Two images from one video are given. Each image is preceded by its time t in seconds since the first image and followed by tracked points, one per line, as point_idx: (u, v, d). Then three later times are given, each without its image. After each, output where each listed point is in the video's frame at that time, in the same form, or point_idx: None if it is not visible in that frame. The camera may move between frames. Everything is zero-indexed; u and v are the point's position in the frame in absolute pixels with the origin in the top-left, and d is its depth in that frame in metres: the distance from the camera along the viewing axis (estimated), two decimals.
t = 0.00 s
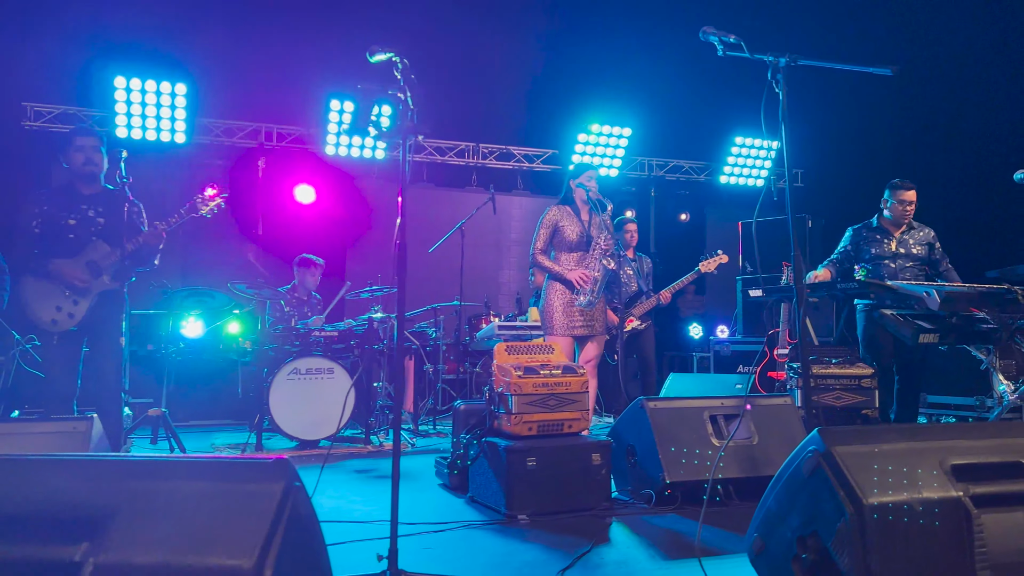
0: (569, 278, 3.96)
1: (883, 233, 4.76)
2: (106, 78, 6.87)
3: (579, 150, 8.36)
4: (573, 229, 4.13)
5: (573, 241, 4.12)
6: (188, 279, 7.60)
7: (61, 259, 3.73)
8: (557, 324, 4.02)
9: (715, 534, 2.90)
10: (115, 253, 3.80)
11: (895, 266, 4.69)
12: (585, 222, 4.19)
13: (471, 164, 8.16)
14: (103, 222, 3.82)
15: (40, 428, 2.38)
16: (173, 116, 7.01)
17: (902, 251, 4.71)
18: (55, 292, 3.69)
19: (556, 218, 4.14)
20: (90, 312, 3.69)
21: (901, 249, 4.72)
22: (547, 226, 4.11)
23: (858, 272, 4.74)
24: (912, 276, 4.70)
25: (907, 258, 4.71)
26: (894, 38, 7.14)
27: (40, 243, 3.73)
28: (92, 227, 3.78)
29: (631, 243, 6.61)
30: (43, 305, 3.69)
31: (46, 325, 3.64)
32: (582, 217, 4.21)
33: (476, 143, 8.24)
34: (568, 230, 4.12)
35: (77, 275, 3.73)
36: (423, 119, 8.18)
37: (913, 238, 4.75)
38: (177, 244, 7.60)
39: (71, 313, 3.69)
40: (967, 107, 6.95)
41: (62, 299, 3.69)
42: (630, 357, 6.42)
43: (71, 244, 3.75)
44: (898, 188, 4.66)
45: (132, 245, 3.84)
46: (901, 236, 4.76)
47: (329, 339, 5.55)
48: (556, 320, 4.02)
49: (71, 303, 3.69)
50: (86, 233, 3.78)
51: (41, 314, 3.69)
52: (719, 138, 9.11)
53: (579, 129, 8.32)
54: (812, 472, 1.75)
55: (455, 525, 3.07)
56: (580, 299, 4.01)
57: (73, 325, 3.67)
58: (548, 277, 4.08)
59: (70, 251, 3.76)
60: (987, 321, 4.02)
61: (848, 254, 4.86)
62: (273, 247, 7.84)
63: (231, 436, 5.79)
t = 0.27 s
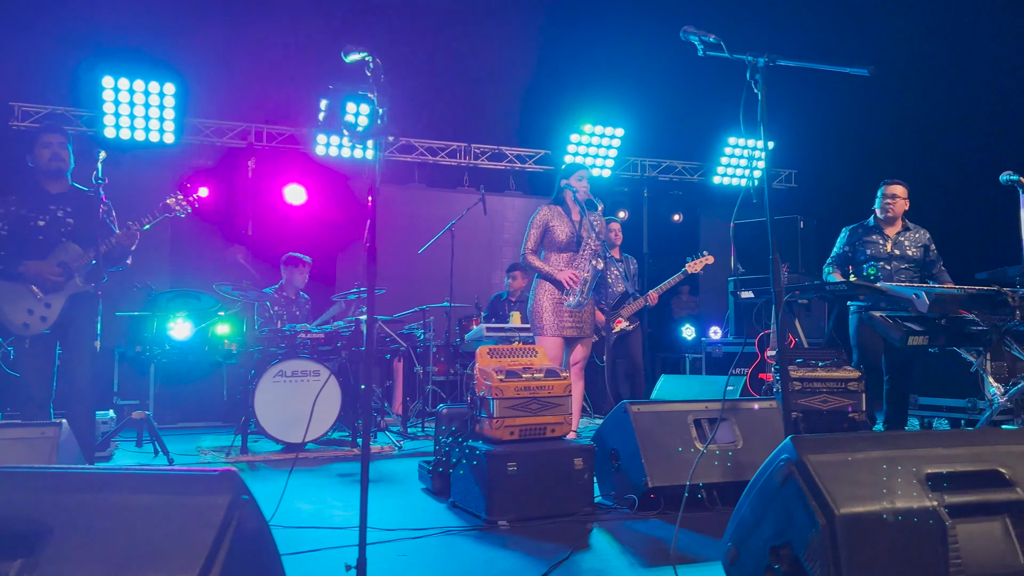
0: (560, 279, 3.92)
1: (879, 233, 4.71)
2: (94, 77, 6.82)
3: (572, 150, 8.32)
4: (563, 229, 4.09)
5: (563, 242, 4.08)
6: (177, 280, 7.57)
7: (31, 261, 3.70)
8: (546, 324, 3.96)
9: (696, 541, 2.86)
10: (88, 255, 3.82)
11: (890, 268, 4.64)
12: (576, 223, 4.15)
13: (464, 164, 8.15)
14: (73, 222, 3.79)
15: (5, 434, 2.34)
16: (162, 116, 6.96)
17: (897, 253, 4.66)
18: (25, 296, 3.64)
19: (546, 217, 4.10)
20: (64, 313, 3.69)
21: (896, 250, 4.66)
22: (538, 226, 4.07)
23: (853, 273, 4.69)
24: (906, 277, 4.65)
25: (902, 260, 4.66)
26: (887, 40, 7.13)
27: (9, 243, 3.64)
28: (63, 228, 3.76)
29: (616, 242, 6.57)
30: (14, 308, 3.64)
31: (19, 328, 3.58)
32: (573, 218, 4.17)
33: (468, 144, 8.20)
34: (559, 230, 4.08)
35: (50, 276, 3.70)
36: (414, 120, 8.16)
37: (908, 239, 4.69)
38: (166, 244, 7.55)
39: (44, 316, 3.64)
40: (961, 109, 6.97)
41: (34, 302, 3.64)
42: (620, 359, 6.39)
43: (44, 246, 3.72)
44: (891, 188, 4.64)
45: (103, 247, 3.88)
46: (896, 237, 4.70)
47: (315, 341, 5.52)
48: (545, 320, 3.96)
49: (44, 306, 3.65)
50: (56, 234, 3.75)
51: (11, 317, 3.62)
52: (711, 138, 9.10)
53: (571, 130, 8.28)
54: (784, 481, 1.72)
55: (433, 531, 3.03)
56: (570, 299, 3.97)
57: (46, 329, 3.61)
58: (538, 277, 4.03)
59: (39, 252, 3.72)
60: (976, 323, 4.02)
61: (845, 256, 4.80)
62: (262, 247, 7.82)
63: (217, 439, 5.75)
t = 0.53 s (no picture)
0: (551, 281, 3.88)
1: (875, 232, 4.67)
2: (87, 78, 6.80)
3: (568, 150, 8.30)
4: (553, 230, 4.06)
5: (554, 243, 4.04)
6: (171, 281, 7.57)
7: (15, 261, 3.61)
8: (537, 325, 3.93)
9: (683, 544, 2.84)
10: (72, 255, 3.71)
11: (887, 266, 4.60)
12: (565, 224, 4.13)
13: (459, 164, 8.11)
14: (56, 223, 3.76)
15: None
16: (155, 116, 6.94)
17: (893, 251, 4.63)
18: (9, 297, 3.56)
19: (536, 219, 4.07)
20: (49, 314, 3.62)
21: (893, 249, 4.63)
22: (527, 228, 4.04)
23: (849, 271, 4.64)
24: (904, 276, 4.61)
25: (899, 259, 4.63)
26: (884, 41, 7.12)
27: None
28: (45, 228, 3.72)
29: (607, 244, 6.57)
30: None
31: (4, 331, 3.53)
32: (562, 218, 4.15)
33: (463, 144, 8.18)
34: (549, 232, 4.06)
35: (35, 277, 3.60)
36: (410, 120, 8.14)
37: (904, 239, 4.66)
38: (160, 244, 7.55)
39: (29, 318, 3.58)
40: (958, 110, 6.96)
41: (19, 303, 3.57)
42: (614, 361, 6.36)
43: (27, 246, 3.65)
44: (885, 188, 4.63)
45: (87, 247, 3.78)
46: (892, 237, 4.67)
47: (306, 342, 5.50)
48: (536, 322, 3.93)
49: (28, 308, 3.58)
50: (39, 234, 3.71)
51: None
52: (708, 138, 9.09)
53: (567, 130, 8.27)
54: (764, 485, 1.69)
55: (419, 535, 3.01)
56: (563, 301, 3.92)
57: (32, 330, 3.57)
58: (528, 279, 4.00)
59: (22, 254, 3.64)
60: (971, 324, 4.00)
61: (844, 256, 4.71)
62: (256, 248, 7.81)
63: (209, 440, 5.73)
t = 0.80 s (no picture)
0: (544, 280, 3.84)
1: (879, 233, 4.63)
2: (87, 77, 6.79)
3: (568, 150, 8.28)
4: (543, 230, 4.04)
5: (544, 243, 4.03)
6: (171, 281, 7.56)
7: (14, 262, 3.55)
8: (531, 327, 3.92)
9: (681, 545, 2.81)
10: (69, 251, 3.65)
11: (891, 266, 4.57)
12: (554, 223, 4.11)
13: (459, 165, 8.07)
14: (55, 224, 3.73)
15: None
16: (154, 116, 6.92)
17: (898, 251, 4.59)
18: (9, 298, 3.51)
19: (526, 221, 4.05)
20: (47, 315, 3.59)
21: (897, 248, 4.59)
22: (517, 230, 4.01)
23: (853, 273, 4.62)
24: (909, 276, 4.59)
25: (903, 258, 4.59)
26: (884, 39, 7.09)
27: None
28: (45, 229, 3.68)
29: (606, 243, 6.53)
30: None
31: (3, 331, 3.48)
32: (551, 218, 4.14)
33: (463, 144, 8.16)
34: (539, 232, 4.04)
35: (33, 276, 3.55)
36: (410, 120, 8.13)
37: (907, 239, 4.63)
38: (160, 244, 7.54)
39: (28, 318, 3.55)
40: (957, 108, 6.91)
41: (18, 303, 3.53)
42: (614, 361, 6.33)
43: (26, 247, 3.60)
44: (896, 188, 4.51)
45: (87, 248, 3.74)
46: (896, 237, 4.63)
47: (304, 342, 5.50)
48: (530, 324, 3.91)
49: (27, 307, 3.55)
50: (39, 235, 3.66)
51: None
52: (709, 138, 9.05)
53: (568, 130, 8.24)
54: (759, 486, 1.67)
55: (415, 536, 2.99)
56: (557, 300, 3.91)
57: (30, 330, 3.54)
58: (520, 280, 3.98)
59: (20, 255, 3.59)
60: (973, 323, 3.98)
61: (846, 257, 4.69)
62: (256, 248, 7.80)
63: (207, 441, 5.72)
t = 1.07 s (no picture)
0: (535, 282, 3.85)
1: (886, 231, 4.59)
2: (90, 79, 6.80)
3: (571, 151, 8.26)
4: (533, 232, 4.03)
5: (535, 245, 4.02)
6: (174, 282, 7.57)
7: (30, 265, 3.65)
8: (522, 327, 3.94)
9: (682, 548, 2.79)
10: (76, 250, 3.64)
11: (898, 265, 4.54)
12: (545, 225, 4.10)
13: (462, 165, 8.07)
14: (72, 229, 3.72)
15: None
16: (158, 118, 6.93)
17: (904, 251, 4.57)
18: (23, 298, 3.63)
19: (514, 224, 4.05)
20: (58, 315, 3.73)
21: (903, 248, 4.58)
22: (506, 233, 4.02)
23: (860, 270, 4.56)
24: (914, 275, 4.56)
25: (908, 258, 4.57)
26: (888, 40, 7.07)
27: (6, 247, 3.59)
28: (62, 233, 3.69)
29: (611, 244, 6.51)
30: (7, 311, 3.61)
31: (14, 330, 3.59)
32: (541, 219, 4.12)
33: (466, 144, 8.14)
34: (529, 234, 4.03)
35: (47, 278, 3.70)
36: (412, 121, 8.13)
37: (912, 239, 4.62)
38: (163, 245, 7.55)
39: (38, 317, 3.66)
40: (961, 108, 6.88)
41: (30, 302, 3.66)
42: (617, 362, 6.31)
43: (42, 250, 3.69)
44: (907, 189, 4.49)
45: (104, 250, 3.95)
46: (902, 236, 4.61)
47: (307, 343, 5.54)
48: (521, 324, 3.93)
49: (39, 307, 3.67)
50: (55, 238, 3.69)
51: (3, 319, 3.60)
52: (713, 139, 9.04)
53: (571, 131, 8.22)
54: (760, 489, 1.65)
55: (416, 538, 2.98)
56: (547, 301, 3.90)
57: (40, 330, 3.66)
58: (513, 283, 3.98)
59: (38, 255, 3.68)
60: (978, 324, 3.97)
61: (850, 253, 4.63)
62: (259, 249, 7.80)
63: (209, 442, 5.71)
